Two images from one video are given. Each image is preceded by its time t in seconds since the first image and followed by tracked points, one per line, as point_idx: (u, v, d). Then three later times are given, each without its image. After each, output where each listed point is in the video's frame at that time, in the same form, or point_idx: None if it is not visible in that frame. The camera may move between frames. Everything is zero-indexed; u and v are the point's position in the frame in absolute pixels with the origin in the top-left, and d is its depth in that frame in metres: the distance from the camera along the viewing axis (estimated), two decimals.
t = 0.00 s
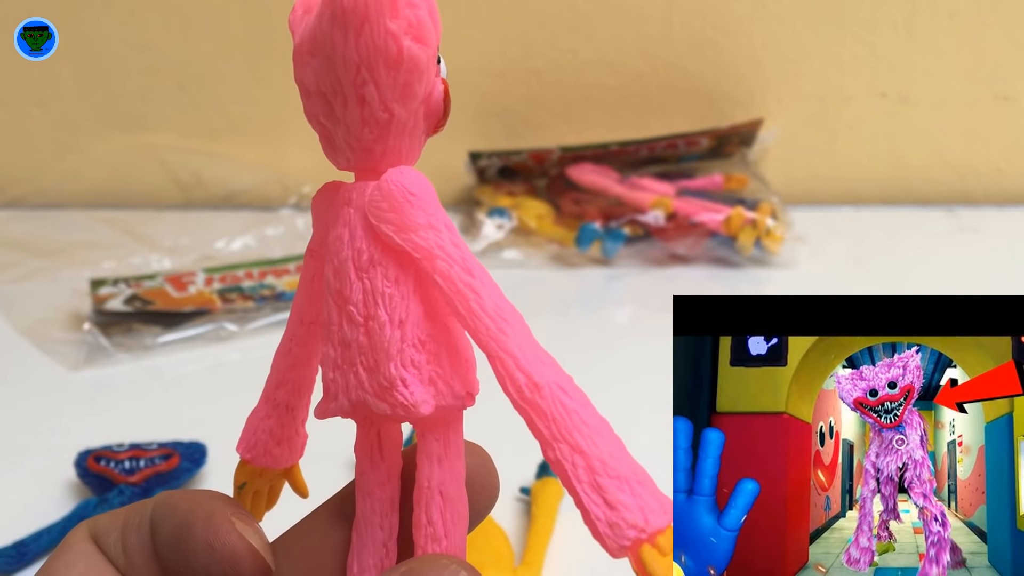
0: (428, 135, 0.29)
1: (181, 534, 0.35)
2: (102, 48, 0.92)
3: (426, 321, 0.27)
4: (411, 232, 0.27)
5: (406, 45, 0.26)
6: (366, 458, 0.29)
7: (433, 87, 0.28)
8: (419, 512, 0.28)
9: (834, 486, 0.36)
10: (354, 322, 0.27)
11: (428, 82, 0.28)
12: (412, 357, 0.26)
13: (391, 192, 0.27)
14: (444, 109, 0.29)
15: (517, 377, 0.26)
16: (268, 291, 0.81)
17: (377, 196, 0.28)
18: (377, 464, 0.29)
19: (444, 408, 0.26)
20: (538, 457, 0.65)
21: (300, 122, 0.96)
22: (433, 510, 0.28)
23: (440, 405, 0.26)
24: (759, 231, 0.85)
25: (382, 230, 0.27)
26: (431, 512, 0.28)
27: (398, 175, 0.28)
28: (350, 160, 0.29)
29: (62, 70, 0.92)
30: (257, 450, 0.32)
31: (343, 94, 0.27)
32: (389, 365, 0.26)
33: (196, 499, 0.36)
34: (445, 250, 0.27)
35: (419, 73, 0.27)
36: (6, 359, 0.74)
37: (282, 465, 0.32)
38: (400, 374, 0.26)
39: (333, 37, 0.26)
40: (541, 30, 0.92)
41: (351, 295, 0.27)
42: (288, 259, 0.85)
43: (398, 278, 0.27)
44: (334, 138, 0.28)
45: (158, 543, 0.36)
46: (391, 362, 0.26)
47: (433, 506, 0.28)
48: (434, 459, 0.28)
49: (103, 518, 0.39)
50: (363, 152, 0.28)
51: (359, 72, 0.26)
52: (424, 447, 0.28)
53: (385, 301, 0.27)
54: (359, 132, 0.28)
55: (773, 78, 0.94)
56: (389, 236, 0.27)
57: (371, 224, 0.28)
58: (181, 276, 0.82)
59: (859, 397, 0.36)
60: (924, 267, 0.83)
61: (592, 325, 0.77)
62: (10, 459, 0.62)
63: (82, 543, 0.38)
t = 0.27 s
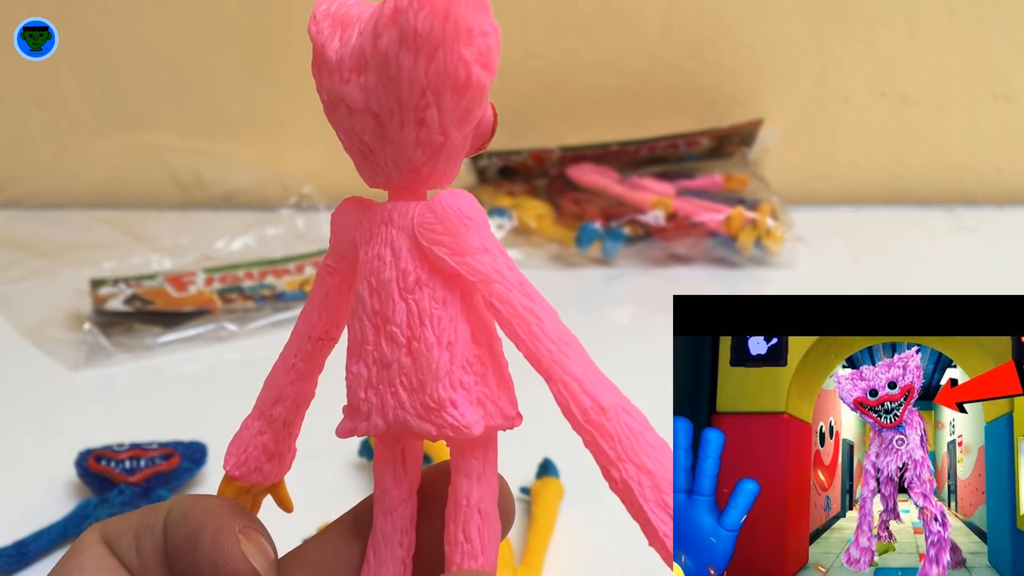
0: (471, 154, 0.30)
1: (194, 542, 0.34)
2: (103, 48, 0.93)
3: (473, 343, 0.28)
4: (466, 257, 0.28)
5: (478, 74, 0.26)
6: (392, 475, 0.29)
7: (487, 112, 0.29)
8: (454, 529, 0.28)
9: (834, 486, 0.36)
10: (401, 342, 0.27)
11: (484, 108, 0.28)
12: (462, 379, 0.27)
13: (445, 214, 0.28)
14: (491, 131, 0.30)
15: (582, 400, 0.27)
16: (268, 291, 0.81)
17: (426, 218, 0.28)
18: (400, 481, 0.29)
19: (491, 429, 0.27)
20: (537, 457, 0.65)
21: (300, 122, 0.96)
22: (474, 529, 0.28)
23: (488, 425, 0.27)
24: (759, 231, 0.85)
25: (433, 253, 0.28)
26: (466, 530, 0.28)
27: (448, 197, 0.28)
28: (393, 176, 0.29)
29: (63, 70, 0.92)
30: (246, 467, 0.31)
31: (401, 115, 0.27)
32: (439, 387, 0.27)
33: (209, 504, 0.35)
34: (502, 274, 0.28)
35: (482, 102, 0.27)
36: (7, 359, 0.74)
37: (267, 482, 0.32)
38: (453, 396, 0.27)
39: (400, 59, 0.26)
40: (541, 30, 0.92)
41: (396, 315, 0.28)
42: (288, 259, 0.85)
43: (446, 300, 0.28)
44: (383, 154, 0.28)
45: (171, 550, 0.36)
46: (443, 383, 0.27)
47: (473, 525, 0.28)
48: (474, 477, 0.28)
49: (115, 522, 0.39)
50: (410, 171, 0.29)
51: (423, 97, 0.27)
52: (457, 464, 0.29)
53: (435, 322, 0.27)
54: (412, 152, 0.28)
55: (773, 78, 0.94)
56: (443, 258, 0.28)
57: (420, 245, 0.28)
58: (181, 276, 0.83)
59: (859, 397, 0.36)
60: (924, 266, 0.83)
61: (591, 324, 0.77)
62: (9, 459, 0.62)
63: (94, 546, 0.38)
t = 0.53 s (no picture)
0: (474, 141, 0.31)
1: (184, 552, 0.33)
2: (104, 48, 0.93)
3: (482, 325, 0.28)
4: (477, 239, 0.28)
5: (496, 62, 0.27)
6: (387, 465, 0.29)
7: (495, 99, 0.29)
8: (455, 513, 0.29)
9: (834, 486, 0.36)
10: (409, 325, 0.27)
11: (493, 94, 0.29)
12: (471, 361, 0.27)
13: (458, 197, 0.28)
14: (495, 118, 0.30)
15: (596, 376, 0.28)
16: (267, 291, 0.81)
17: (435, 201, 0.28)
18: (395, 470, 0.29)
19: (499, 412, 0.27)
20: (537, 457, 0.64)
21: (300, 121, 0.96)
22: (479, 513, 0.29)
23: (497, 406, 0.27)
24: (759, 231, 0.86)
25: (443, 235, 0.28)
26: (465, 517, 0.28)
27: (455, 182, 0.29)
28: (401, 160, 0.29)
29: (63, 70, 0.93)
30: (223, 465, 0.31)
31: (418, 99, 0.27)
32: (450, 366, 0.27)
33: (202, 514, 0.33)
34: (513, 256, 0.28)
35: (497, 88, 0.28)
36: (6, 359, 0.74)
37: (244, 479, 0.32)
38: (463, 376, 0.27)
39: (422, 43, 0.26)
40: (541, 30, 0.92)
41: (404, 297, 0.28)
42: (288, 259, 0.85)
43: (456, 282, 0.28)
44: (393, 139, 0.28)
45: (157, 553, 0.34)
46: (454, 364, 0.27)
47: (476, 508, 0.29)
48: (476, 461, 0.28)
49: (96, 517, 0.37)
50: (419, 155, 0.29)
51: (443, 81, 0.27)
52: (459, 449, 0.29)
53: (444, 303, 0.27)
54: (424, 136, 0.28)
55: (773, 78, 0.94)
56: (454, 240, 0.28)
57: (430, 228, 0.28)
58: (181, 276, 0.83)
59: (859, 397, 0.36)
60: (923, 267, 0.83)
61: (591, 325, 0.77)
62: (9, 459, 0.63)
63: (72, 544, 0.36)
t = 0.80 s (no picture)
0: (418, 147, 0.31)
1: (207, 551, 0.32)
2: (104, 48, 0.93)
3: (434, 317, 0.28)
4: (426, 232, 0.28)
5: (435, 64, 0.28)
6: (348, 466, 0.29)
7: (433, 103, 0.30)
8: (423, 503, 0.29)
9: (834, 486, 0.37)
10: (364, 321, 0.27)
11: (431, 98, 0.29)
12: (424, 350, 0.27)
13: (404, 197, 0.29)
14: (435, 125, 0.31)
15: (549, 350, 0.27)
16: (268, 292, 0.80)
17: (381, 202, 0.29)
18: (358, 472, 0.29)
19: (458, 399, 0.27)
20: (537, 456, 0.64)
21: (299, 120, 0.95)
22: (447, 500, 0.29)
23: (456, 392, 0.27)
24: (759, 231, 0.85)
25: (392, 233, 0.28)
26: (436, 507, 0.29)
27: (403, 184, 0.29)
28: (349, 168, 0.29)
29: (64, 70, 0.93)
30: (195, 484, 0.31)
31: (362, 104, 0.27)
32: (409, 358, 0.27)
33: (220, 514, 0.32)
34: (461, 247, 0.29)
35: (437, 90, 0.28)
36: (6, 359, 0.74)
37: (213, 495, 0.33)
38: (418, 365, 0.27)
39: (364, 50, 0.27)
40: (541, 30, 0.92)
41: (357, 296, 0.27)
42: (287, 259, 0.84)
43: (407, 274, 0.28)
44: (338, 147, 0.28)
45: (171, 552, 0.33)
46: (408, 355, 0.27)
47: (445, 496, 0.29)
48: (439, 449, 0.28)
49: (98, 518, 0.35)
50: (365, 162, 0.29)
51: (386, 84, 0.27)
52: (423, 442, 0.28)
53: (397, 298, 0.27)
54: (369, 141, 0.28)
55: (773, 78, 0.94)
56: (402, 237, 0.28)
57: (377, 229, 0.29)
58: (181, 275, 0.80)
59: (860, 397, 0.37)
60: (923, 267, 0.83)
61: (591, 324, 0.78)
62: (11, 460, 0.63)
63: (71, 550, 0.35)
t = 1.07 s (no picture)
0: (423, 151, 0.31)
1: (227, 545, 0.33)
2: (103, 48, 0.92)
3: (451, 329, 0.28)
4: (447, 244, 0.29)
5: (454, 72, 0.28)
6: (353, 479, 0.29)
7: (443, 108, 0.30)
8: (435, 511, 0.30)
9: (834, 486, 0.36)
10: (382, 334, 0.27)
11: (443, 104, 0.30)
12: (444, 363, 0.27)
13: (422, 206, 0.29)
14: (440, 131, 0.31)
15: (571, 363, 0.27)
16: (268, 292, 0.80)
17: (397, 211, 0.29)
18: (365, 483, 0.29)
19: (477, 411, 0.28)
20: (537, 456, 0.64)
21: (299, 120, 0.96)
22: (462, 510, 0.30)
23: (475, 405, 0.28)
24: (759, 231, 0.85)
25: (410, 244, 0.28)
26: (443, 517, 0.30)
27: (419, 192, 0.29)
28: (359, 175, 0.29)
29: (63, 70, 0.92)
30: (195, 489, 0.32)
31: (380, 110, 0.27)
32: (430, 371, 0.27)
33: (237, 508, 0.33)
34: (481, 259, 0.29)
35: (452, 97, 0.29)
36: (6, 358, 0.74)
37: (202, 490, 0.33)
38: (440, 378, 0.27)
39: (385, 55, 0.27)
40: (541, 30, 0.92)
41: (374, 306, 0.28)
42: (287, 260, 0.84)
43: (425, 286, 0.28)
44: (351, 152, 0.28)
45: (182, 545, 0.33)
46: (429, 368, 0.27)
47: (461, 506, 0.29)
48: (454, 460, 0.29)
49: (105, 510, 0.35)
50: (377, 167, 0.29)
51: (406, 92, 0.27)
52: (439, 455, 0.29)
53: (416, 309, 0.28)
54: (385, 148, 0.28)
55: (773, 78, 0.94)
56: (422, 248, 0.28)
57: (394, 238, 0.29)
58: (181, 275, 0.82)
59: (859, 397, 0.36)
60: (924, 267, 0.83)
61: (591, 325, 0.78)
62: (10, 459, 0.63)
63: (77, 543, 0.34)
